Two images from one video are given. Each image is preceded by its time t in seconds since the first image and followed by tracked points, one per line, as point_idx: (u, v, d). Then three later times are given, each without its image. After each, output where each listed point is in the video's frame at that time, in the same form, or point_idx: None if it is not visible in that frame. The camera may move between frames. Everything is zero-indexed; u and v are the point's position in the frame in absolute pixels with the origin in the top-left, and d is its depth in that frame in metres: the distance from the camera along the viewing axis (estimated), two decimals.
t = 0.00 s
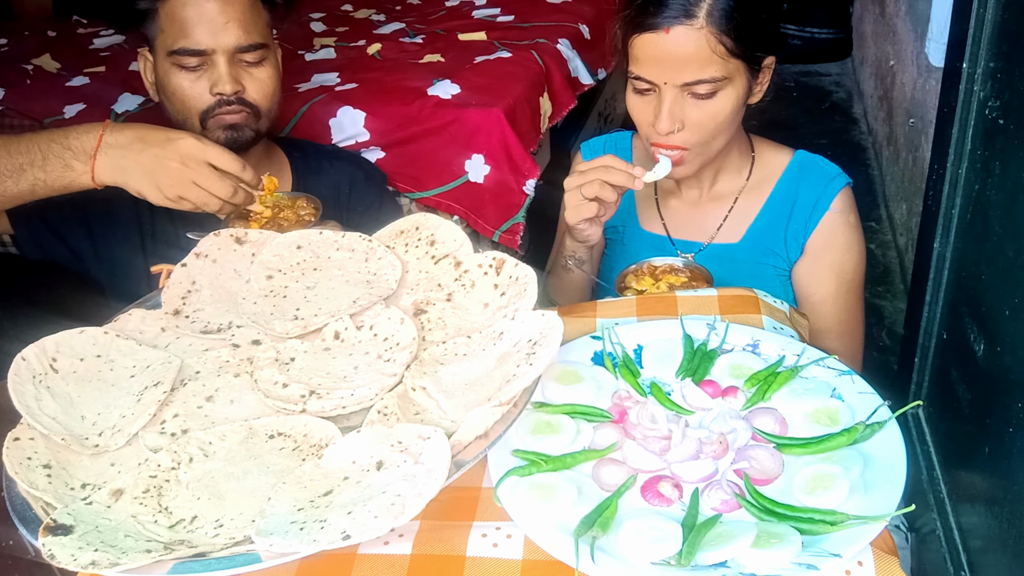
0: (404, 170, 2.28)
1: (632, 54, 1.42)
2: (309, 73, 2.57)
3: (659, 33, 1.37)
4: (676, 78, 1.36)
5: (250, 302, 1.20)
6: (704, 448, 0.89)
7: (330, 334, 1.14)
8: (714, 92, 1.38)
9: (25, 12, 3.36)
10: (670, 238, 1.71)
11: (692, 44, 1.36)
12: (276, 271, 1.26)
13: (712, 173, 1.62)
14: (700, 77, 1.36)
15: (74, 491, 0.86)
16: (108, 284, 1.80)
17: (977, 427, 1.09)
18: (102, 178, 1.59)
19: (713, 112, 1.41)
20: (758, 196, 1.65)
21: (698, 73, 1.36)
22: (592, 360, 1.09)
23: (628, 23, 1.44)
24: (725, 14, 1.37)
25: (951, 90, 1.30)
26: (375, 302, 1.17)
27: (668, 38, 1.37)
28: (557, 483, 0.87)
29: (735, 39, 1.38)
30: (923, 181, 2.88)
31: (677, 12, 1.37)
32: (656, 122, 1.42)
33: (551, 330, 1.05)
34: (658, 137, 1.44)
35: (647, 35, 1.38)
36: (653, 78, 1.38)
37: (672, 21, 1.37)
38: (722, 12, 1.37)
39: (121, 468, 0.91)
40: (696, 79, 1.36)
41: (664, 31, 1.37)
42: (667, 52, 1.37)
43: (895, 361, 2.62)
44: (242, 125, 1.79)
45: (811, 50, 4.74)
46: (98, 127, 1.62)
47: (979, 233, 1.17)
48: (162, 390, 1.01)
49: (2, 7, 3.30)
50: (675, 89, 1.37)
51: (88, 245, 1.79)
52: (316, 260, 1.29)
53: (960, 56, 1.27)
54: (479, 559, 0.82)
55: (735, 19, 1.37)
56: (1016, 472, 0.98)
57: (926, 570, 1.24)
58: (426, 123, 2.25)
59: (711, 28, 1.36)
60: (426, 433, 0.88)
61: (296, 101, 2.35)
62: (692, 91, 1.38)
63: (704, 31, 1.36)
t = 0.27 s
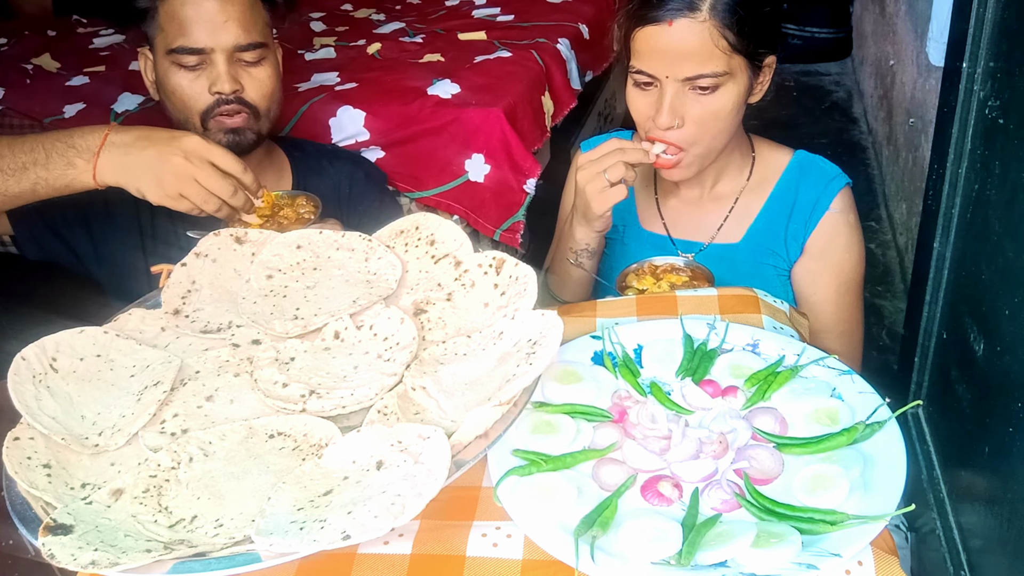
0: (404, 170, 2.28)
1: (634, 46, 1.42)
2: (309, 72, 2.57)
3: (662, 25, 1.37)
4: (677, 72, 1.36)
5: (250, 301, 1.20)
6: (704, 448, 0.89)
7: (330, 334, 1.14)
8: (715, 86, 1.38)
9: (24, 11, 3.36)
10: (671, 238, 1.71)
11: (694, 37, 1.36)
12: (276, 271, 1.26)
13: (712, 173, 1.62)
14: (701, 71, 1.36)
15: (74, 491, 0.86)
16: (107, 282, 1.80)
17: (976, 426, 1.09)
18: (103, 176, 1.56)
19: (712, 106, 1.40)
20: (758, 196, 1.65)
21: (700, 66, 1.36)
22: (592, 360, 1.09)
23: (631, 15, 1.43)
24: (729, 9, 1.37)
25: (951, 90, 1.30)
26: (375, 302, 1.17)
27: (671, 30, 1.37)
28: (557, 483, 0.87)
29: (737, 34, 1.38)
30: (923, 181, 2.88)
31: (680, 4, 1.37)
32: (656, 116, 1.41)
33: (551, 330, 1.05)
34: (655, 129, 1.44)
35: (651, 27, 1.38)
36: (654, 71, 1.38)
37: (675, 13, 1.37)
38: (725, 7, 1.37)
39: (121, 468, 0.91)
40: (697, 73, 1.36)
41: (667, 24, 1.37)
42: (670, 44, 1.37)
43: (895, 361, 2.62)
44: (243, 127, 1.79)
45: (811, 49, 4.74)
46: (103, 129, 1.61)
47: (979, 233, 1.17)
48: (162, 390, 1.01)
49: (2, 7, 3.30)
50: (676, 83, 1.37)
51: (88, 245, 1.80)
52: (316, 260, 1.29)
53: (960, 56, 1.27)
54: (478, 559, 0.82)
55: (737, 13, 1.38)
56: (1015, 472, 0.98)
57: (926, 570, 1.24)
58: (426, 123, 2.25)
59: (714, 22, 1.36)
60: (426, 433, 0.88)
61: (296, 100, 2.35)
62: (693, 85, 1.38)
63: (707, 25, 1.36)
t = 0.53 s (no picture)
0: (404, 171, 2.28)
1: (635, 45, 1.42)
2: (309, 73, 2.57)
3: (662, 25, 1.37)
4: (678, 73, 1.37)
5: (251, 302, 1.20)
6: (704, 449, 0.89)
7: (331, 334, 1.14)
8: (715, 87, 1.38)
9: (25, 11, 3.36)
10: (672, 239, 1.71)
11: (696, 39, 1.36)
12: (276, 271, 1.26)
13: (712, 173, 1.62)
14: (700, 73, 1.36)
15: (74, 491, 0.86)
16: (109, 284, 1.81)
17: (976, 427, 1.09)
18: (100, 156, 1.53)
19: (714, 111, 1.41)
20: (759, 196, 1.65)
21: (700, 68, 1.36)
22: (593, 360, 1.09)
23: (633, 13, 1.43)
24: (731, 11, 1.37)
25: (951, 90, 1.30)
26: (375, 302, 1.17)
27: (672, 31, 1.36)
28: (557, 483, 0.87)
29: (739, 36, 1.38)
30: (923, 181, 2.88)
31: (682, 5, 1.37)
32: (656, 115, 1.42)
33: (551, 330, 1.05)
34: (656, 131, 1.44)
35: (652, 28, 1.38)
36: (655, 71, 1.38)
37: (677, 14, 1.36)
38: (727, 8, 1.36)
39: (121, 468, 0.91)
40: (697, 75, 1.36)
41: (667, 24, 1.36)
42: (671, 45, 1.37)
43: (895, 361, 2.62)
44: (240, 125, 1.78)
45: (810, 49, 4.74)
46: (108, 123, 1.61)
47: (979, 233, 1.17)
48: (162, 390, 1.01)
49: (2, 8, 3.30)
50: (676, 84, 1.38)
51: (88, 245, 1.80)
52: (316, 260, 1.29)
53: (960, 56, 1.27)
54: (478, 559, 0.82)
55: (739, 15, 1.37)
56: (1016, 472, 0.98)
57: (926, 571, 1.24)
58: (426, 124, 2.25)
59: (716, 24, 1.36)
60: (426, 433, 0.88)
61: (296, 101, 2.35)
62: (693, 86, 1.38)
63: (708, 27, 1.36)
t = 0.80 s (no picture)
0: (404, 170, 2.28)
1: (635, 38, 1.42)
2: (309, 73, 2.57)
3: (662, 21, 1.37)
4: (674, 70, 1.37)
5: (250, 301, 1.20)
6: (704, 448, 0.89)
7: (331, 334, 1.14)
8: (710, 87, 1.39)
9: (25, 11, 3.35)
10: (672, 239, 1.71)
11: (693, 38, 1.36)
12: (276, 271, 1.26)
13: (711, 172, 1.62)
14: (696, 72, 1.36)
15: (74, 490, 0.86)
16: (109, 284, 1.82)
17: (976, 426, 1.09)
18: (114, 164, 1.54)
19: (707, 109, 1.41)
20: (760, 196, 1.65)
21: (695, 67, 1.36)
22: (593, 360, 1.08)
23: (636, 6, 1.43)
24: (731, 11, 1.36)
25: (951, 90, 1.30)
26: (375, 302, 1.17)
27: (671, 28, 1.37)
28: (557, 482, 0.87)
29: (737, 37, 1.37)
30: (923, 181, 2.88)
31: (683, 2, 1.36)
32: (651, 111, 1.42)
33: (551, 330, 1.05)
34: (650, 125, 1.45)
35: (652, 23, 1.38)
36: (652, 66, 1.39)
37: (677, 11, 1.36)
38: (726, 8, 1.36)
39: (120, 468, 0.90)
40: (692, 74, 1.37)
41: (667, 20, 1.36)
42: (669, 43, 1.37)
43: (895, 361, 2.62)
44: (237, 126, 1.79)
45: (810, 49, 4.74)
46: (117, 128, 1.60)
47: (979, 233, 1.17)
48: (162, 390, 1.01)
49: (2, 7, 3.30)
50: (672, 82, 1.38)
51: (89, 245, 1.80)
52: (316, 260, 1.29)
53: (960, 56, 1.27)
54: (479, 559, 0.82)
55: (739, 16, 1.37)
56: (1015, 471, 0.98)
57: (926, 570, 1.24)
58: (426, 123, 2.25)
59: (714, 23, 1.35)
60: (426, 433, 0.88)
61: (296, 100, 2.35)
62: (689, 85, 1.38)
63: (706, 26, 1.35)
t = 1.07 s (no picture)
0: (404, 170, 2.29)
1: (645, 37, 1.42)
2: (309, 72, 2.57)
3: (676, 18, 1.37)
4: (688, 67, 1.36)
5: (250, 301, 1.20)
6: (704, 448, 0.89)
7: (330, 334, 1.14)
8: (726, 83, 1.38)
9: (25, 11, 3.35)
10: (674, 239, 1.71)
11: (708, 33, 1.36)
12: (276, 270, 1.26)
13: (716, 174, 1.61)
14: (712, 67, 1.36)
15: (74, 490, 0.86)
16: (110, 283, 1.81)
17: (976, 426, 1.09)
18: (118, 163, 1.54)
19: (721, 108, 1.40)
20: (762, 196, 1.65)
21: (711, 63, 1.36)
22: (593, 360, 1.08)
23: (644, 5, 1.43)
24: (743, 5, 1.37)
25: (951, 90, 1.30)
26: (375, 302, 1.17)
27: (685, 24, 1.36)
28: (557, 482, 0.87)
29: (750, 32, 1.38)
30: (923, 181, 2.88)
31: None
32: (664, 110, 1.41)
33: (551, 330, 1.05)
34: (666, 128, 1.43)
35: (665, 20, 1.38)
36: (665, 64, 1.38)
37: (690, 7, 1.36)
38: (739, 4, 1.36)
39: (120, 468, 0.90)
40: (708, 70, 1.36)
41: (681, 17, 1.36)
42: (682, 39, 1.37)
43: (895, 361, 2.62)
44: (242, 128, 1.80)
45: (810, 49, 4.74)
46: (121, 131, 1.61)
47: (979, 232, 1.17)
48: (162, 389, 1.01)
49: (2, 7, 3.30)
50: (686, 78, 1.37)
51: (89, 245, 1.80)
52: (316, 260, 1.28)
53: (960, 56, 1.27)
54: (479, 558, 0.82)
55: (751, 10, 1.37)
56: (1015, 471, 0.98)
57: (926, 570, 1.24)
58: (426, 123, 2.25)
59: (728, 19, 1.35)
60: (426, 432, 0.88)
61: (296, 100, 2.35)
62: (704, 81, 1.38)
63: (722, 21, 1.35)
